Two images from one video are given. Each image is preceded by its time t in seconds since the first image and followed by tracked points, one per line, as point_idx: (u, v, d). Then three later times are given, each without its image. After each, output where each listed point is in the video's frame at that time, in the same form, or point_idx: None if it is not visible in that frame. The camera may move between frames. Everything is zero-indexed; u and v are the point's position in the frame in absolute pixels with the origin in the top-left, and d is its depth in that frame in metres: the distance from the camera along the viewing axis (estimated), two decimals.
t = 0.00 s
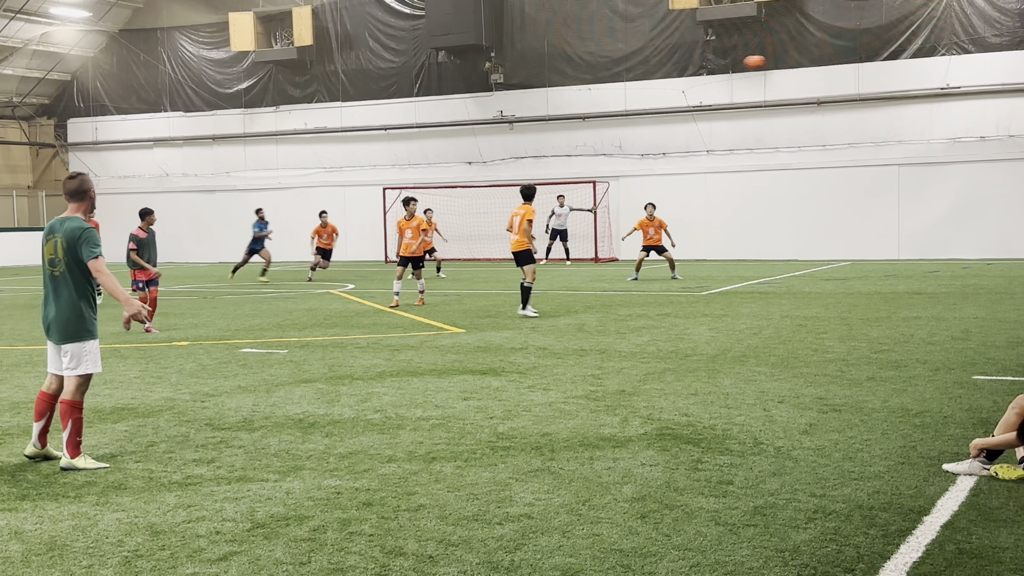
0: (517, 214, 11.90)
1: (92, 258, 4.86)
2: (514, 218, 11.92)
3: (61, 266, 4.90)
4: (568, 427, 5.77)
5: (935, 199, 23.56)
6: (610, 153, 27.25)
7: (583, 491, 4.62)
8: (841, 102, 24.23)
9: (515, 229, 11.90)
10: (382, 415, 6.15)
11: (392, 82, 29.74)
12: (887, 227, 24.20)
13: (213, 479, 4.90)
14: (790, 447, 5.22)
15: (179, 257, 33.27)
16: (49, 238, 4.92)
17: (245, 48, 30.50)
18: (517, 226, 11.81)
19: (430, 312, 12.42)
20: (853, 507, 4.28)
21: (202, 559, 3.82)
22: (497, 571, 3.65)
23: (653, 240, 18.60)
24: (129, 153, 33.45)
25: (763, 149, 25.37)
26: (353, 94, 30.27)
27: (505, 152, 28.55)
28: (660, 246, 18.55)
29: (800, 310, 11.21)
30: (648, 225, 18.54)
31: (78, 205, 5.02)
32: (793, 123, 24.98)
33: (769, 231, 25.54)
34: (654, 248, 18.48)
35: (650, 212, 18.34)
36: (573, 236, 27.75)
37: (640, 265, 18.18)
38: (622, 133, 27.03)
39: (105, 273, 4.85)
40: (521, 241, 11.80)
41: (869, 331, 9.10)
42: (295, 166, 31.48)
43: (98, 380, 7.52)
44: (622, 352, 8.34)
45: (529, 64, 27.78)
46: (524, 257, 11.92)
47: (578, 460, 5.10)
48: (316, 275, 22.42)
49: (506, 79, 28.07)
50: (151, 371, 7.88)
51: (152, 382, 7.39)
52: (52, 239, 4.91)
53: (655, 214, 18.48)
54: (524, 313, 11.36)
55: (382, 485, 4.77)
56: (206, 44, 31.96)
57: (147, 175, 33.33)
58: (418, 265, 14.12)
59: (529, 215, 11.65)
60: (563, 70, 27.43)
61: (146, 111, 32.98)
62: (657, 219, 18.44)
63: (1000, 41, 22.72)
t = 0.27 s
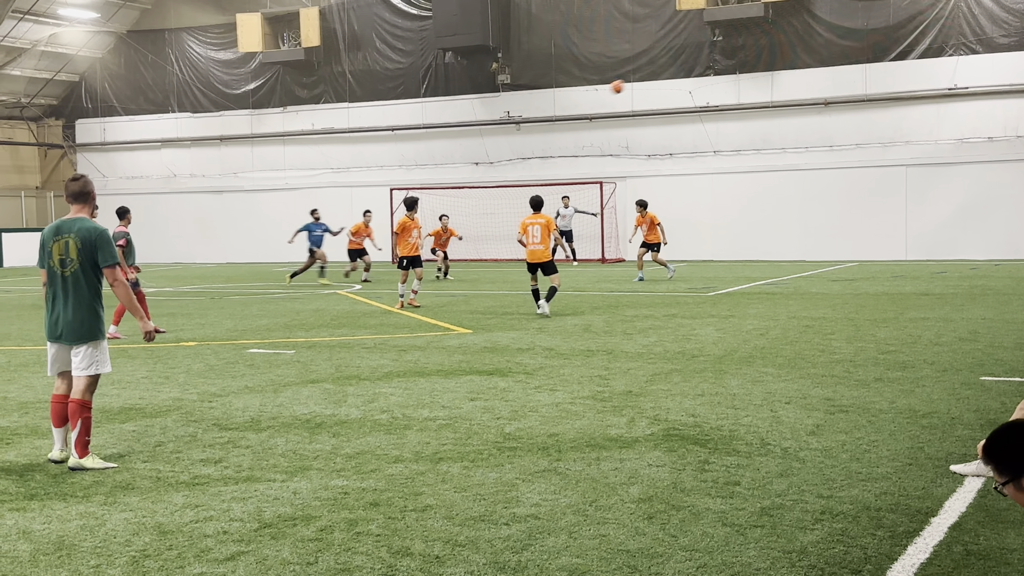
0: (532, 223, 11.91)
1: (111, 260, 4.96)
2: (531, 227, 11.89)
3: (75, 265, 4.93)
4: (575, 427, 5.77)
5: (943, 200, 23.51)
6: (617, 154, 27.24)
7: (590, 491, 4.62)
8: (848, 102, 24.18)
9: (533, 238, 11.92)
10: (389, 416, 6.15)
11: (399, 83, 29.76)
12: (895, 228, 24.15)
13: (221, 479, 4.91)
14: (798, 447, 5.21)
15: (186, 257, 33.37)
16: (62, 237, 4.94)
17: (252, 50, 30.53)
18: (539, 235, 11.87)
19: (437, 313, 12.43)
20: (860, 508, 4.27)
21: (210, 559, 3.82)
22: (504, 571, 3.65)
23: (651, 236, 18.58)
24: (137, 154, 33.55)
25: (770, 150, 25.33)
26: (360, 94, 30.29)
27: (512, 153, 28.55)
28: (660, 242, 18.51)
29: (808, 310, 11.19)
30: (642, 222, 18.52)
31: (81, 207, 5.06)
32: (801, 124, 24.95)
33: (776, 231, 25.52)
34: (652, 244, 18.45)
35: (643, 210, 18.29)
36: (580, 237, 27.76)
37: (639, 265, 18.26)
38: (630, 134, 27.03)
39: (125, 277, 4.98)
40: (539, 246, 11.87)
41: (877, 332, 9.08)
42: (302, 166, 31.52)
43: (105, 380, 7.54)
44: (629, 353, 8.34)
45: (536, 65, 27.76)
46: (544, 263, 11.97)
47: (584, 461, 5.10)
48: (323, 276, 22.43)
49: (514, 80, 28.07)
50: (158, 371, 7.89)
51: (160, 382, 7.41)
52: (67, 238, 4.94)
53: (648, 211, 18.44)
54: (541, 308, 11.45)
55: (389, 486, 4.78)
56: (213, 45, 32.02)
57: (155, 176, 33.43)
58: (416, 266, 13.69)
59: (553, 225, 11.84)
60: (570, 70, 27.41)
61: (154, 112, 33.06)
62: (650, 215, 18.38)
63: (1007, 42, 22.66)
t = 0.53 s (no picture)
0: (554, 218, 11.89)
1: (115, 261, 5.12)
2: (553, 222, 11.85)
3: (84, 268, 5.00)
4: (588, 428, 5.77)
5: (958, 201, 23.40)
6: (630, 155, 27.22)
7: (603, 492, 4.62)
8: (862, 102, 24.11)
9: (556, 233, 11.90)
10: (402, 417, 6.17)
11: (412, 84, 29.81)
12: (909, 229, 24.04)
13: (235, 479, 4.94)
14: (811, 449, 5.21)
15: (199, 258, 33.49)
16: (70, 240, 4.98)
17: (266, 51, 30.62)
18: (562, 230, 11.90)
19: (450, 314, 12.44)
20: (875, 510, 4.26)
21: (224, 559, 3.84)
22: (517, 573, 3.66)
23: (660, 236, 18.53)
24: (152, 155, 33.75)
25: (784, 151, 25.27)
26: (373, 96, 30.35)
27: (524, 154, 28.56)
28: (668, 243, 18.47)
29: (821, 312, 11.16)
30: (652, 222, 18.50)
31: (75, 210, 5.06)
32: (814, 124, 24.88)
33: (790, 233, 25.44)
34: (659, 244, 18.41)
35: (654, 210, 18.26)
36: (592, 238, 27.74)
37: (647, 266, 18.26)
38: (642, 135, 27.01)
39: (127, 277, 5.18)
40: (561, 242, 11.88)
41: (891, 333, 9.05)
42: (316, 168, 31.60)
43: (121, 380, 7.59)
44: (642, 354, 8.33)
45: (549, 66, 27.78)
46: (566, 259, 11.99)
47: (597, 463, 5.10)
48: (336, 277, 22.49)
49: (526, 81, 28.09)
50: (173, 372, 7.94)
51: (175, 382, 7.45)
52: (75, 240, 4.99)
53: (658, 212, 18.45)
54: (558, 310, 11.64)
55: (402, 486, 4.79)
56: (227, 46, 32.13)
57: (169, 177, 33.60)
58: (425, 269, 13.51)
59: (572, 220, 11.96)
60: (583, 71, 27.41)
61: (169, 113, 33.22)
62: (660, 215, 18.37)
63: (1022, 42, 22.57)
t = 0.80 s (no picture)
0: (575, 220, 11.82)
1: (110, 262, 5.34)
2: (575, 224, 11.79)
3: (85, 266, 5.17)
4: (596, 429, 5.76)
5: (967, 201, 23.35)
6: (638, 155, 27.20)
7: (611, 493, 4.62)
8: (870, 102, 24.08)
9: (577, 236, 11.85)
10: (410, 417, 6.16)
11: (419, 84, 29.82)
12: (918, 230, 24.00)
13: (243, 479, 4.94)
14: (819, 450, 5.19)
15: (207, 259, 33.52)
16: (72, 238, 5.14)
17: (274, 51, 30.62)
18: (583, 232, 11.86)
19: (458, 314, 12.44)
20: (883, 511, 4.25)
21: (232, 559, 3.84)
22: (525, 573, 3.65)
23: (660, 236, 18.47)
24: (160, 155, 33.81)
25: (792, 151, 25.23)
26: (381, 96, 30.37)
27: (531, 154, 28.56)
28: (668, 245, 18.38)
29: (830, 313, 11.13)
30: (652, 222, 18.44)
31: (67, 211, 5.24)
32: (823, 125, 24.85)
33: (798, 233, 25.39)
34: (660, 246, 18.37)
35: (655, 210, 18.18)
36: (600, 238, 27.72)
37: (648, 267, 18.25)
38: (650, 135, 26.99)
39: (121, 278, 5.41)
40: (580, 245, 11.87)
41: (900, 334, 9.03)
42: (323, 168, 31.63)
43: (128, 380, 7.59)
44: (649, 354, 8.32)
45: (556, 66, 27.76)
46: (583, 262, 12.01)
47: (604, 463, 5.09)
48: (343, 278, 22.50)
49: (534, 81, 28.08)
50: (181, 372, 7.94)
51: (182, 382, 7.45)
52: (76, 239, 5.15)
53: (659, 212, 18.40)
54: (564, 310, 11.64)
55: (409, 486, 4.79)
56: (235, 46, 32.16)
57: (177, 178, 33.65)
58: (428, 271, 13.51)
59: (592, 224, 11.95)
60: (591, 71, 27.39)
61: (177, 113, 33.28)
62: (661, 215, 18.35)
63: None
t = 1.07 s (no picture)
0: (589, 218, 11.83)
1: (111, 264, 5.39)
2: (590, 221, 11.80)
3: (89, 267, 5.22)
4: (602, 429, 5.76)
5: (975, 201, 23.31)
6: (645, 155, 27.20)
7: (617, 494, 4.61)
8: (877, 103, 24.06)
9: (592, 233, 11.85)
10: (416, 417, 6.16)
11: (426, 85, 29.85)
12: (925, 230, 23.96)
13: (250, 479, 4.94)
14: (827, 451, 5.18)
15: (214, 259, 33.57)
16: (77, 240, 5.17)
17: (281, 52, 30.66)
18: (597, 230, 11.86)
19: (464, 315, 12.43)
20: (890, 512, 4.24)
21: (238, 559, 3.84)
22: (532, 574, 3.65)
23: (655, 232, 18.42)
24: (167, 156, 33.86)
25: (799, 151, 25.20)
26: (388, 96, 30.40)
27: (538, 154, 28.55)
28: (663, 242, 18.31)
29: (836, 313, 11.11)
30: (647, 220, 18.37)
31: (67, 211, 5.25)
32: (830, 125, 24.81)
33: (806, 234, 25.38)
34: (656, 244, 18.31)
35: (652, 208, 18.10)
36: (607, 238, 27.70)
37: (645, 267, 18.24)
38: (657, 135, 26.98)
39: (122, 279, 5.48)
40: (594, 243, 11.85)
41: (907, 335, 9.02)
42: (330, 168, 31.65)
43: (135, 381, 7.60)
44: (656, 355, 8.31)
45: (563, 66, 27.76)
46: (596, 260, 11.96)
47: (611, 464, 5.08)
48: (350, 279, 22.51)
49: (540, 81, 28.07)
50: (188, 372, 7.96)
51: (189, 382, 7.46)
52: (80, 241, 5.18)
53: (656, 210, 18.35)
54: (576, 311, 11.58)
55: (416, 487, 4.79)
56: (243, 47, 32.20)
57: (184, 178, 33.71)
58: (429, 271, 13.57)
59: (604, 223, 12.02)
60: (598, 72, 27.39)
61: (185, 113, 33.33)
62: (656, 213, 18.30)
63: None
